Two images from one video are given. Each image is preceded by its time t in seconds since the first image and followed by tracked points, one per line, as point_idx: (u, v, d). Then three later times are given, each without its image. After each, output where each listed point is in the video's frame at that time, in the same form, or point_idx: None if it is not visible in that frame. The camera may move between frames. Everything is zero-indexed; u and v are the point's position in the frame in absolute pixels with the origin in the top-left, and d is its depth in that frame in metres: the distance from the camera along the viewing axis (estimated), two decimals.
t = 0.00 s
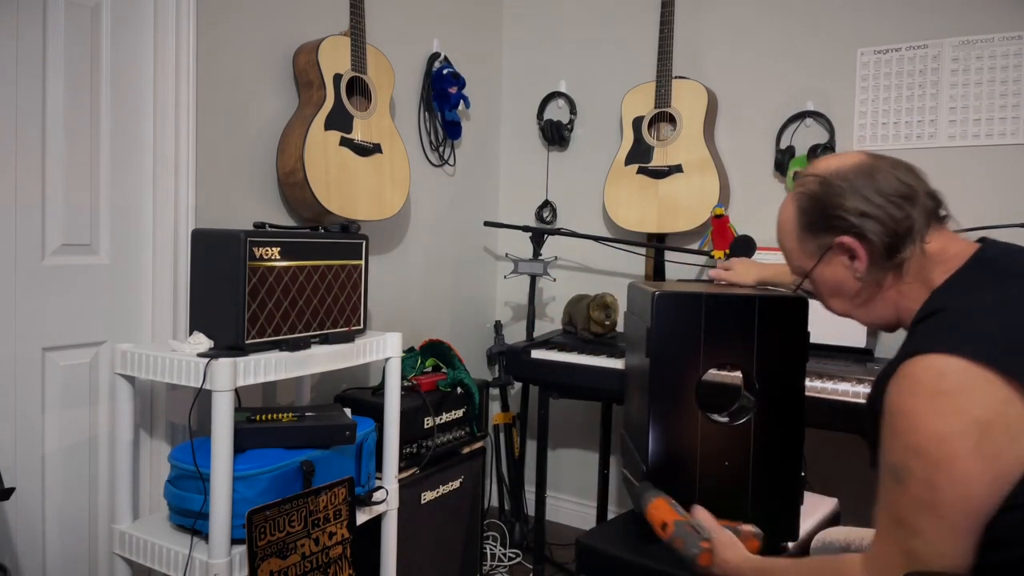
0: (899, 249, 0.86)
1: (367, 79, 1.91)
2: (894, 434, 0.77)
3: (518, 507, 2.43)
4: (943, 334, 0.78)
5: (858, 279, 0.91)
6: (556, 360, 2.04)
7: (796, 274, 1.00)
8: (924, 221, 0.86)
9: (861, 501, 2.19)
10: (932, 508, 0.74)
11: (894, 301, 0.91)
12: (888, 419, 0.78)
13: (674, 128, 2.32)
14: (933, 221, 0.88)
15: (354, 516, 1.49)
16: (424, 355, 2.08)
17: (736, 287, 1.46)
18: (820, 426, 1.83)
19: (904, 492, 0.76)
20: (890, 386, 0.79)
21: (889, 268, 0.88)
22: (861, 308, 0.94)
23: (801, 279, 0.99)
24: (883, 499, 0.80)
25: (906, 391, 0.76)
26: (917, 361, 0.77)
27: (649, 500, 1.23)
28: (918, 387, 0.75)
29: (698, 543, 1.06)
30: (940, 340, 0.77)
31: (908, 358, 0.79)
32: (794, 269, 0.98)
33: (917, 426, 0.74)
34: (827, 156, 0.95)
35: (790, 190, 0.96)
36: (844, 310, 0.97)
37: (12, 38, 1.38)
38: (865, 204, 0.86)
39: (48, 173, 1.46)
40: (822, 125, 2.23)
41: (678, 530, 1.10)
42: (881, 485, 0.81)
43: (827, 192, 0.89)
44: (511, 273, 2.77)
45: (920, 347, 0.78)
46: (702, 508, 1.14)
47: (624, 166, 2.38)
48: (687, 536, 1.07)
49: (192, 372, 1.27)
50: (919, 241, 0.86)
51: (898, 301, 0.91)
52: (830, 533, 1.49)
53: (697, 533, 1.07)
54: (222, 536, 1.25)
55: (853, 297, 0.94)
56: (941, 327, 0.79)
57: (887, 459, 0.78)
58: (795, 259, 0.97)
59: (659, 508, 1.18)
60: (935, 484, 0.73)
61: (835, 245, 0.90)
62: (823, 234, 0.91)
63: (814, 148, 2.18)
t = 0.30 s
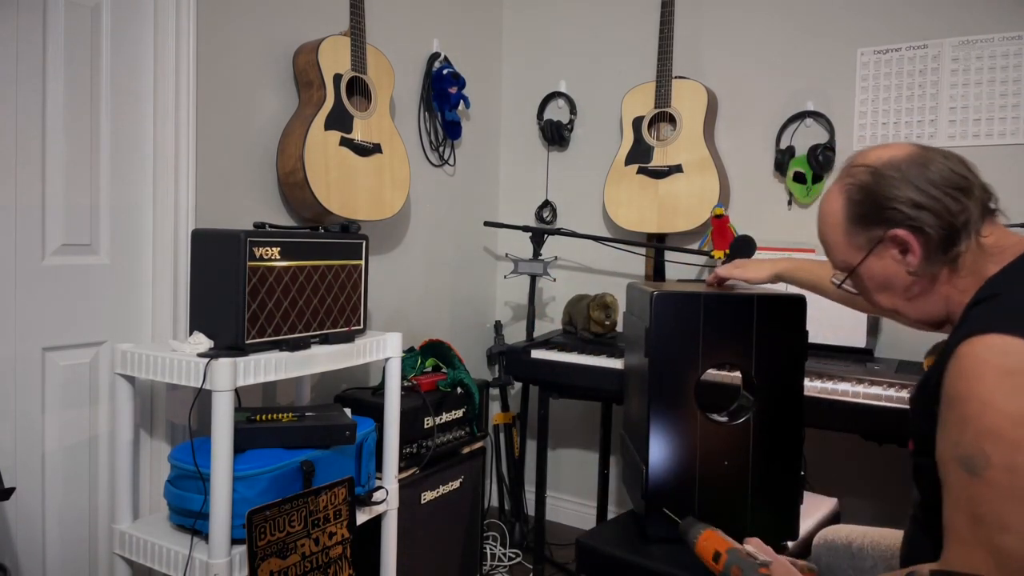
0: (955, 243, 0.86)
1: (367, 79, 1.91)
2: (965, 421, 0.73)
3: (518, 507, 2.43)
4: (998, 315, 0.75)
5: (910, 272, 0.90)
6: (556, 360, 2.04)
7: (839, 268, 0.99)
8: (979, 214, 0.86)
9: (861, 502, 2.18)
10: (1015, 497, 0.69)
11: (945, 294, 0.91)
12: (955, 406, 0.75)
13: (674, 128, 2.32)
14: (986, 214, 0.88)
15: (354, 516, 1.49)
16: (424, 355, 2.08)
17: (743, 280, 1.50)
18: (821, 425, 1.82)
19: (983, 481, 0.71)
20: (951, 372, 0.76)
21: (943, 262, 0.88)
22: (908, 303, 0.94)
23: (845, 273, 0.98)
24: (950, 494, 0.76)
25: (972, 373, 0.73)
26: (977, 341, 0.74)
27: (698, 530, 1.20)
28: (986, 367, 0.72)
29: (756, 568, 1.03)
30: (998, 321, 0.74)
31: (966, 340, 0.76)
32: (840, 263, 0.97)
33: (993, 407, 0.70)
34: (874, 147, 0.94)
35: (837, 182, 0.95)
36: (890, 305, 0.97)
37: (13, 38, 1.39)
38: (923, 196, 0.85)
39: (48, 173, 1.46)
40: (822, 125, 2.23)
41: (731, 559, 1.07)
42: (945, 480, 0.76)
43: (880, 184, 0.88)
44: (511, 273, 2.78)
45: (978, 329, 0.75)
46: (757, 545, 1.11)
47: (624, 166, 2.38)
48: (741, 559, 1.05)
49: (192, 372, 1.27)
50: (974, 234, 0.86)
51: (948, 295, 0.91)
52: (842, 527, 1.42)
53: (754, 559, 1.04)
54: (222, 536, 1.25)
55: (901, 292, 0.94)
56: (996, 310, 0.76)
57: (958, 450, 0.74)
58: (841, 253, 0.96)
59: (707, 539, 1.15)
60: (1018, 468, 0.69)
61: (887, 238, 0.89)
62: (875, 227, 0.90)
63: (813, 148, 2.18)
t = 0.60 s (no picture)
0: (971, 243, 0.86)
1: (367, 79, 1.91)
2: (978, 434, 0.74)
3: (518, 507, 2.43)
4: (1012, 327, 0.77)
5: (924, 274, 0.90)
6: (556, 360, 2.04)
7: (851, 270, 0.98)
8: (994, 215, 0.86)
9: (861, 502, 2.18)
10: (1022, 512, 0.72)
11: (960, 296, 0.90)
12: (967, 419, 0.76)
13: (674, 128, 2.32)
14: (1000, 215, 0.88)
15: (354, 516, 1.49)
16: (424, 355, 2.08)
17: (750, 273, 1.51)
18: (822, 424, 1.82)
19: (994, 495, 0.73)
20: (965, 385, 0.77)
21: (959, 263, 0.87)
22: (921, 306, 0.93)
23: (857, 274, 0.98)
24: (955, 506, 0.77)
25: (988, 387, 0.74)
26: (994, 354, 0.76)
27: (701, 530, 1.18)
28: (1004, 381, 0.73)
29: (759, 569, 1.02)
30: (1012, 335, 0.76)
31: (982, 351, 0.78)
32: (852, 264, 0.97)
33: (1008, 421, 0.72)
34: (886, 147, 0.94)
35: (849, 181, 0.95)
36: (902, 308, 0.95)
37: (13, 38, 1.39)
38: (938, 196, 0.85)
39: (48, 173, 1.46)
40: (822, 125, 2.23)
41: (736, 560, 1.06)
42: (951, 491, 0.78)
43: (895, 183, 0.88)
44: (511, 273, 2.78)
45: (995, 340, 0.77)
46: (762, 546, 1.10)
47: (624, 166, 2.38)
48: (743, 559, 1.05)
49: (192, 372, 1.27)
50: (990, 234, 0.86)
51: (963, 298, 0.90)
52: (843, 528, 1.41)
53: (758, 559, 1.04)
54: (222, 536, 1.25)
55: (914, 294, 0.93)
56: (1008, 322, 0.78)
57: (967, 464, 0.75)
58: (853, 253, 0.95)
59: (711, 539, 1.14)
60: None
61: (901, 238, 0.89)
62: (889, 226, 0.89)
63: (813, 148, 2.18)
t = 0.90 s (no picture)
0: (956, 258, 0.87)
1: (367, 79, 1.91)
2: (972, 449, 0.74)
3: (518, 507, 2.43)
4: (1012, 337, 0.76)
5: (911, 290, 0.91)
6: (556, 360, 2.04)
7: (838, 286, 0.99)
8: (979, 228, 0.87)
9: (861, 502, 2.18)
10: (1015, 528, 0.72)
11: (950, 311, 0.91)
12: (962, 433, 0.75)
13: (674, 128, 2.32)
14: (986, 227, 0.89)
15: (354, 516, 1.49)
16: (424, 355, 2.08)
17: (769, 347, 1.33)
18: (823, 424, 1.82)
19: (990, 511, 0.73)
20: (959, 398, 0.77)
21: (945, 279, 0.88)
22: (910, 319, 0.94)
23: (844, 290, 0.99)
24: (948, 520, 0.77)
25: (983, 400, 0.73)
26: (988, 369, 0.75)
27: (696, 526, 1.21)
28: (998, 397, 0.72)
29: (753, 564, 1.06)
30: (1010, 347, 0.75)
31: (977, 366, 0.77)
32: (838, 281, 0.98)
33: (1001, 437, 0.71)
34: (867, 161, 0.95)
35: (832, 198, 0.96)
36: (891, 322, 0.97)
37: (13, 38, 1.39)
38: (921, 213, 0.86)
39: (48, 173, 1.46)
40: (822, 125, 2.23)
41: (730, 552, 1.10)
42: (945, 506, 0.78)
43: (877, 201, 0.89)
44: (511, 273, 2.78)
45: (994, 354, 0.76)
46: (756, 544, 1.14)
47: (624, 166, 2.38)
48: (739, 552, 1.08)
49: (192, 372, 1.27)
50: (976, 248, 0.87)
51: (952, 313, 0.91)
52: (837, 526, 1.42)
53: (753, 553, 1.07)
54: (222, 536, 1.25)
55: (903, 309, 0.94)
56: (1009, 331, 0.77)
57: (963, 479, 0.75)
58: (840, 271, 0.96)
59: (706, 533, 1.17)
60: None
61: (887, 256, 0.90)
62: (874, 244, 0.91)
63: (813, 148, 2.18)
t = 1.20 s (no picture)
0: (952, 285, 0.85)
1: (367, 79, 1.91)
2: (980, 464, 0.73)
3: (518, 507, 2.43)
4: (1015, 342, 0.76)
5: (907, 318, 0.89)
6: (556, 360, 2.04)
7: (830, 315, 0.97)
8: (974, 251, 0.85)
9: (861, 501, 2.18)
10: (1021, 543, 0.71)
11: (947, 336, 0.90)
12: (968, 447, 0.75)
13: (674, 128, 2.32)
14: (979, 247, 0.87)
15: (354, 516, 1.49)
16: (424, 355, 2.08)
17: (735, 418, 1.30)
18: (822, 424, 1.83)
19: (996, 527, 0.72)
20: (966, 410, 0.76)
21: (941, 306, 0.87)
22: (906, 344, 0.93)
23: (837, 319, 0.97)
24: (952, 528, 0.77)
25: (991, 413, 0.72)
26: (997, 379, 0.74)
27: (688, 531, 1.21)
28: (1007, 412, 0.71)
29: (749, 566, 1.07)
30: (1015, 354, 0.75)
31: (985, 377, 0.76)
32: (831, 311, 0.95)
33: (1008, 452, 0.70)
34: (852, 188, 0.92)
35: (819, 228, 0.93)
36: (886, 348, 0.95)
37: (13, 39, 1.39)
38: (915, 243, 0.84)
39: (48, 174, 1.46)
40: (822, 125, 2.23)
41: (725, 557, 1.10)
42: (946, 510, 0.78)
43: (868, 233, 0.86)
44: (511, 273, 2.78)
45: (999, 362, 0.76)
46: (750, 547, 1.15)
47: (624, 166, 2.38)
48: (735, 556, 1.09)
49: (192, 372, 1.27)
50: (971, 272, 0.86)
51: (949, 338, 0.90)
52: (837, 526, 1.42)
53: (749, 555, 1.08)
54: (222, 536, 1.25)
55: (898, 337, 0.92)
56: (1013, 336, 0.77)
57: (969, 493, 0.74)
58: (832, 301, 0.94)
59: (699, 539, 1.17)
60: None
61: (881, 288, 0.88)
62: (867, 276, 0.88)
63: (813, 148, 2.18)
